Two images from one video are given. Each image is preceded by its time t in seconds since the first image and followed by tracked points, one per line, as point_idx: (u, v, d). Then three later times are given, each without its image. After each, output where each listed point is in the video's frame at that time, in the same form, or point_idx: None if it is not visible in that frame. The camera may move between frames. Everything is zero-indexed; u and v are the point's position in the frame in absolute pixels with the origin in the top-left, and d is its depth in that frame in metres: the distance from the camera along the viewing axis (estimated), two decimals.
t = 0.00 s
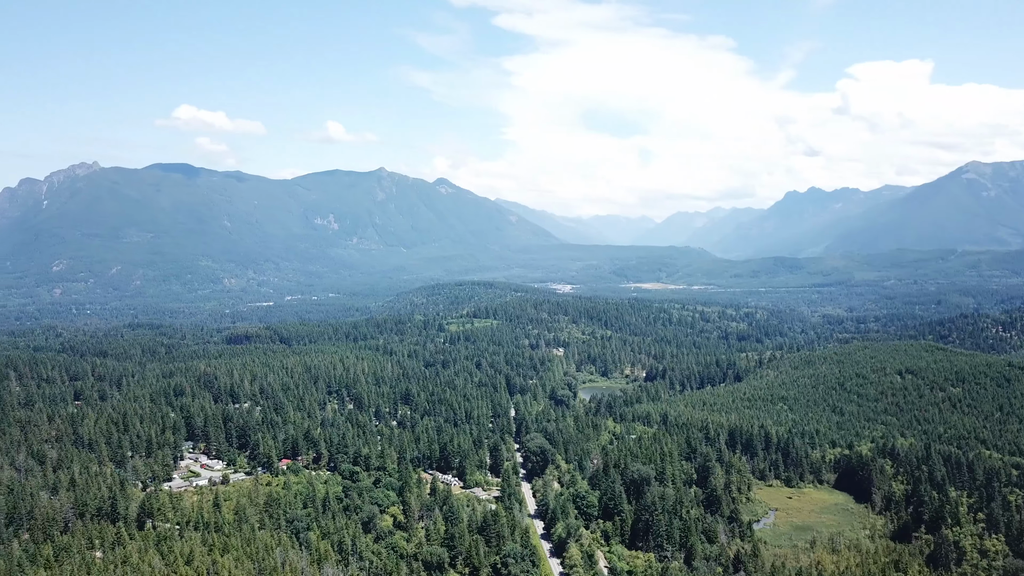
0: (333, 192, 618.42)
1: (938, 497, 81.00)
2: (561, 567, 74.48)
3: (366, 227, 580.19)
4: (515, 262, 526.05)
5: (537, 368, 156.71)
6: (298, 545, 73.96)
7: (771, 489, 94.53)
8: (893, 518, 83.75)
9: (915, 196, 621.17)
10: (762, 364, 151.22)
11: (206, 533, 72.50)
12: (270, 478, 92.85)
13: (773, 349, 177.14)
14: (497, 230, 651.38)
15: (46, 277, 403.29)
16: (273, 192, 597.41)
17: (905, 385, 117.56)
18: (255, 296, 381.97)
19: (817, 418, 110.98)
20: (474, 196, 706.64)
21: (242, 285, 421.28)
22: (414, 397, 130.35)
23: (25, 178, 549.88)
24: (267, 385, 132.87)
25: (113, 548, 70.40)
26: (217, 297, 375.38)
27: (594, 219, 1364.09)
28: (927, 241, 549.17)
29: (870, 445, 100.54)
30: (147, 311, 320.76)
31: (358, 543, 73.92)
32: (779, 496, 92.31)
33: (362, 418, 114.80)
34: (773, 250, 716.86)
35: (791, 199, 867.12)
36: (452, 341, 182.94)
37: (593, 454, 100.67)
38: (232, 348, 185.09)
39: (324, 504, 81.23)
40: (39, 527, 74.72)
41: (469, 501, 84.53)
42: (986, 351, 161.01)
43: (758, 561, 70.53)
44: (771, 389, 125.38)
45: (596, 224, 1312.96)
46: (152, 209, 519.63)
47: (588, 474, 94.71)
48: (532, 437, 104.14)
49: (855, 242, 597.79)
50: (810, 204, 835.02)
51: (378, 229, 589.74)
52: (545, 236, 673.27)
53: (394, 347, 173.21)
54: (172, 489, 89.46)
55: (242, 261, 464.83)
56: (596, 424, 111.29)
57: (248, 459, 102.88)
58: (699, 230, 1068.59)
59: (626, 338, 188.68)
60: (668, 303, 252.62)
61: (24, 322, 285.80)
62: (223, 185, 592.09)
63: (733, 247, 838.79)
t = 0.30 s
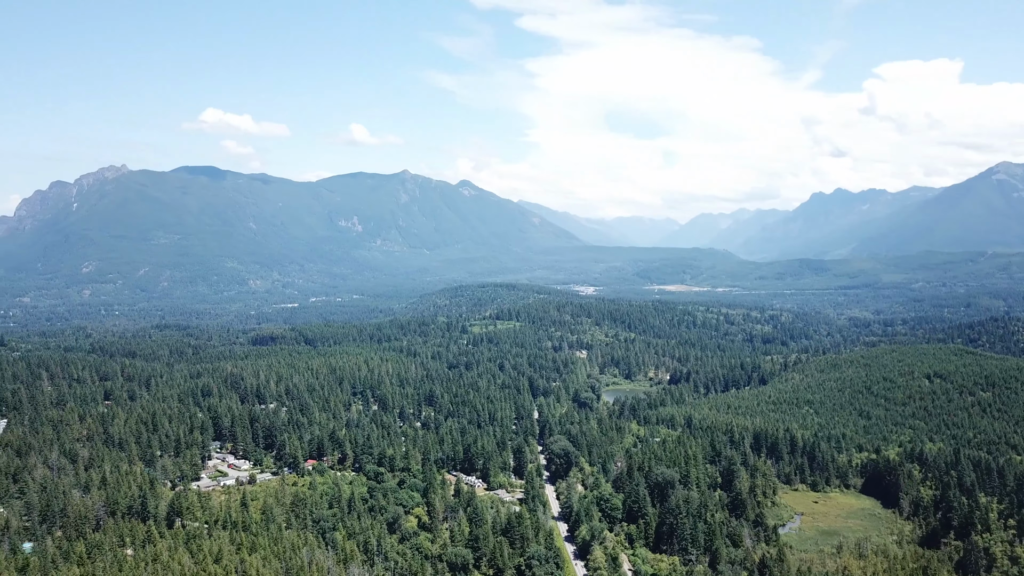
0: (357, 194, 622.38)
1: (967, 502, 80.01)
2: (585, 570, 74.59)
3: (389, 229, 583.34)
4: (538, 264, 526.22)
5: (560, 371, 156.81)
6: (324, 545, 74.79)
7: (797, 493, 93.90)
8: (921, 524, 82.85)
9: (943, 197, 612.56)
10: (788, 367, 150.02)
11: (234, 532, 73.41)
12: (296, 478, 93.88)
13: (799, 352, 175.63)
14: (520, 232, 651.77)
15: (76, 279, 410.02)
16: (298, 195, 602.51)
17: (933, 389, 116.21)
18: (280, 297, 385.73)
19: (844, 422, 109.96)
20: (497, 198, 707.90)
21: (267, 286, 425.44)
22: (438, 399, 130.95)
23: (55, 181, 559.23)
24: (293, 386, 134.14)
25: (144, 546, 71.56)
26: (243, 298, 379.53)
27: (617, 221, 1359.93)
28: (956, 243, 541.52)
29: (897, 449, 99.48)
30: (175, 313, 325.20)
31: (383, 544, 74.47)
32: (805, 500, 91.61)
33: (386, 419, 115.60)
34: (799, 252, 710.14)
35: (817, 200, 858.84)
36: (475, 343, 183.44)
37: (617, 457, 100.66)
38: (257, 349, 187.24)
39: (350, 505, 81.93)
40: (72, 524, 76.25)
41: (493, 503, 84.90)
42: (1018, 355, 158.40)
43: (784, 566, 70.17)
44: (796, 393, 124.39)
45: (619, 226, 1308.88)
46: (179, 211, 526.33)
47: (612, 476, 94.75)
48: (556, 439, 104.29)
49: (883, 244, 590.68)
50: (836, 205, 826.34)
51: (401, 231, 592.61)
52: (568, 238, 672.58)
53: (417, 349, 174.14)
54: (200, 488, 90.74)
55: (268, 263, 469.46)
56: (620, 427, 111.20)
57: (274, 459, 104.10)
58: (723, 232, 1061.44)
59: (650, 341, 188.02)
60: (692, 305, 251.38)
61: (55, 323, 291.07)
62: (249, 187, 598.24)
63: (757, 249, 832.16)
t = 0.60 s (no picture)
0: (381, 197, 626.04)
1: (998, 509, 78.88)
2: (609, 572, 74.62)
3: (413, 231, 586.04)
4: (561, 266, 525.85)
5: (584, 373, 156.67)
6: (350, 545, 75.48)
7: (823, 498, 93.12)
8: (951, 530, 81.83)
9: (973, 198, 603.55)
10: (814, 371, 148.75)
11: (262, 531, 74.27)
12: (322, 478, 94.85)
13: (825, 355, 174.03)
14: (543, 234, 651.82)
15: (105, 280, 416.41)
16: (322, 197, 607.25)
17: (963, 394, 114.57)
18: (305, 298, 389.10)
19: (872, 426, 108.82)
20: (521, 200, 708.45)
21: (292, 288, 429.29)
22: (462, 400, 131.51)
23: (86, 183, 567.92)
24: (318, 387, 135.36)
25: (174, 544, 72.73)
26: (268, 299, 383.42)
27: (640, 223, 1354.46)
28: (986, 244, 533.43)
29: (926, 455, 98.34)
30: (202, 314, 329.51)
31: (408, 544, 75.01)
32: (832, 505, 90.82)
33: (411, 420, 116.18)
34: (825, 254, 703.07)
35: (843, 201, 849.87)
36: (499, 345, 183.97)
37: (641, 460, 100.48)
38: (283, 350, 189.09)
39: (375, 505, 82.57)
40: (104, 523, 77.59)
41: (517, 505, 85.18)
42: None
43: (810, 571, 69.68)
44: (822, 397, 123.28)
45: (643, 228, 1303.78)
46: (206, 213, 532.66)
47: (636, 479, 94.61)
48: (579, 442, 104.30)
49: (911, 246, 582.99)
50: (863, 207, 817.15)
51: (425, 233, 595.17)
52: (592, 240, 671.33)
53: (442, 351, 174.79)
54: (228, 488, 91.94)
55: (293, 265, 473.79)
56: (644, 430, 110.96)
57: (300, 459, 105.17)
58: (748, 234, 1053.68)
59: (674, 343, 187.16)
60: (716, 307, 249.93)
61: (86, 323, 295.97)
62: (274, 190, 603.96)
63: (783, 251, 825.15)
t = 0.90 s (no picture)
0: (406, 200, 629.09)
1: None
2: None
3: (437, 234, 588.28)
4: (585, 268, 524.97)
5: (608, 376, 156.34)
6: (376, 545, 76.10)
7: (851, 504, 92.20)
8: (982, 538, 80.65)
9: (1004, 200, 593.94)
10: (841, 375, 147.11)
11: (290, 532, 75.11)
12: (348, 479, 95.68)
13: (853, 359, 171.92)
14: (567, 237, 651.23)
15: (134, 282, 422.57)
16: (347, 200, 611.50)
17: (993, 399, 112.97)
18: (330, 301, 392.25)
19: (900, 431, 107.58)
20: (544, 202, 708.54)
21: (318, 290, 432.87)
22: (486, 403, 131.92)
23: (115, 187, 576.17)
24: (344, 389, 136.51)
25: (204, 543, 73.80)
26: (294, 302, 386.62)
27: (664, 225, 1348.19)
28: (1018, 247, 524.53)
29: (956, 461, 97.11)
30: (229, 316, 333.18)
31: (434, 546, 75.54)
32: (860, 511, 89.94)
33: (436, 422, 116.81)
34: (852, 257, 695.36)
35: (871, 203, 840.00)
36: (523, 348, 184.13)
37: (666, 464, 100.22)
38: (308, 352, 190.64)
39: (400, 507, 83.17)
40: (136, 521, 78.96)
41: (542, 508, 85.31)
42: None
43: None
44: (850, 401, 122.04)
45: (667, 230, 1297.02)
46: (233, 216, 538.50)
47: (661, 483, 94.37)
48: (604, 445, 104.23)
49: (940, 249, 574.86)
50: (891, 209, 807.12)
51: (449, 236, 597.20)
52: (615, 242, 669.43)
53: (466, 353, 175.29)
54: (256, 488, 93.06)
55: (318, 267, 477.58)
56: (669, 433, 110.65)
57: (327, 460, 106.21)
58: (774, 236, 1044.99)
59: (699, 347, 186.10)
60: (742, 311, 248.08)
61: (115, 325, 300.55)
62: (300, 193, 609.31)
63: (809, 254, 817.39)
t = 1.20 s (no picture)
0: (428, 202, 631.52)
1: None
2: None
3: (460, 236, 590.01)
4: (608, 270, 523.78)
5: (632, 379, 155.90)
6: (401, 546, 76.72)
7: (878, 509, 91.35)
8: (1012, 544, 79.58)
9: None
10: (867, 379, 145.66)
11: (316, 532, 75.85)
12: (373, 480, 96.50)
13: (880, 363, 169.98)
14: (590, 238, 649.98)
15: (161, 284, 428.23)
16: (371, 203, 615.11)
17: None
18: (354, 302, 394.81)
19: (928, 435, 106.38)
20: (567, 204, 707.89)
21: (342, 292, 436.08)
22: (509, 405, 132.21)
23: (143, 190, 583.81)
24: (368, 390, 137.53)
25: (232, 542, 74.82)
26: (318, 303, 389.65)
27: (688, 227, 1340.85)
28: None
29: (986, 466, 95.88)
30: (254, 317, 336.53)
31: (458, 547, 76.02)
32: (887, 516, 89.00)
33: (460, 424, 117.39)
34: (879, 259, 687.23)
35: (898, 205, 829.59)
36: (546, 350, 184.17)
37: (691, 467, 99.96)
38: (333, 354, 192.22)
39: (425, 508, 83.73)
40: (165, 520, 80.30)
41: (566, 510, 85.53)
42: None
43: None
44: (877, 405, 120.82)
45: (690, 232, 1290.14)
46: (258, 218, 543.87)
47: (685, 486, 94.18)
48: (628, 448, 104.14)
49: (970, 251, 566.32)
50: (919, 210, 796.63)
51: (471, 238, 598.64)
52: (638, 244, 667.34)
53: (489, 355, 175.66)
54: (282, 488, 94.08)
55: (342, 269, 480.94)
56: (693, 436, 110.30)
57: (352, 461, 107.19)
58: (798, 238, 1035.93)
59: (723, 349, 184.97)
60: (766, 313, 246.09)
61: (143, 326, 305.01)
62: (324, 195, 613.87)
63: (834, 256, 809.20)
